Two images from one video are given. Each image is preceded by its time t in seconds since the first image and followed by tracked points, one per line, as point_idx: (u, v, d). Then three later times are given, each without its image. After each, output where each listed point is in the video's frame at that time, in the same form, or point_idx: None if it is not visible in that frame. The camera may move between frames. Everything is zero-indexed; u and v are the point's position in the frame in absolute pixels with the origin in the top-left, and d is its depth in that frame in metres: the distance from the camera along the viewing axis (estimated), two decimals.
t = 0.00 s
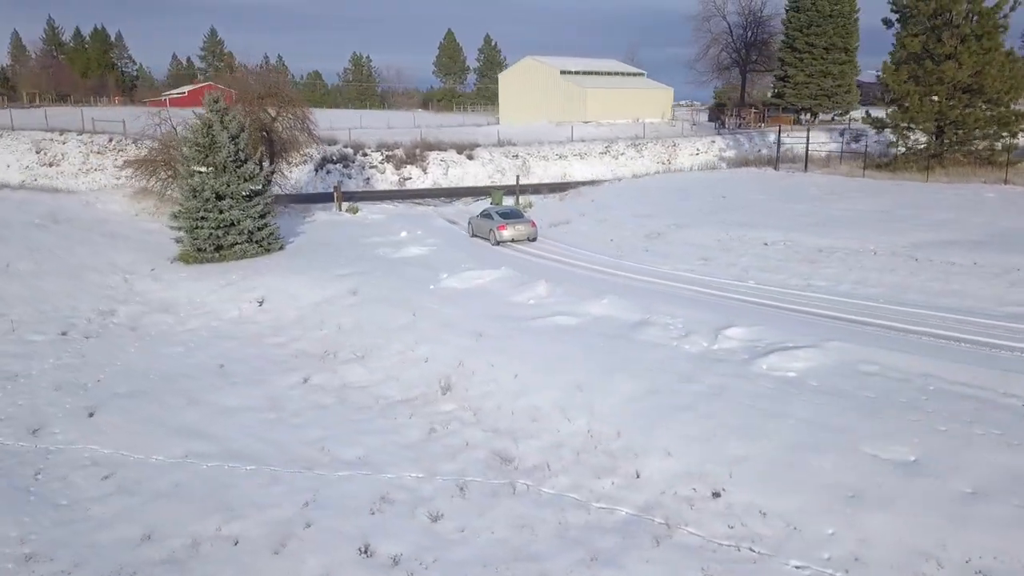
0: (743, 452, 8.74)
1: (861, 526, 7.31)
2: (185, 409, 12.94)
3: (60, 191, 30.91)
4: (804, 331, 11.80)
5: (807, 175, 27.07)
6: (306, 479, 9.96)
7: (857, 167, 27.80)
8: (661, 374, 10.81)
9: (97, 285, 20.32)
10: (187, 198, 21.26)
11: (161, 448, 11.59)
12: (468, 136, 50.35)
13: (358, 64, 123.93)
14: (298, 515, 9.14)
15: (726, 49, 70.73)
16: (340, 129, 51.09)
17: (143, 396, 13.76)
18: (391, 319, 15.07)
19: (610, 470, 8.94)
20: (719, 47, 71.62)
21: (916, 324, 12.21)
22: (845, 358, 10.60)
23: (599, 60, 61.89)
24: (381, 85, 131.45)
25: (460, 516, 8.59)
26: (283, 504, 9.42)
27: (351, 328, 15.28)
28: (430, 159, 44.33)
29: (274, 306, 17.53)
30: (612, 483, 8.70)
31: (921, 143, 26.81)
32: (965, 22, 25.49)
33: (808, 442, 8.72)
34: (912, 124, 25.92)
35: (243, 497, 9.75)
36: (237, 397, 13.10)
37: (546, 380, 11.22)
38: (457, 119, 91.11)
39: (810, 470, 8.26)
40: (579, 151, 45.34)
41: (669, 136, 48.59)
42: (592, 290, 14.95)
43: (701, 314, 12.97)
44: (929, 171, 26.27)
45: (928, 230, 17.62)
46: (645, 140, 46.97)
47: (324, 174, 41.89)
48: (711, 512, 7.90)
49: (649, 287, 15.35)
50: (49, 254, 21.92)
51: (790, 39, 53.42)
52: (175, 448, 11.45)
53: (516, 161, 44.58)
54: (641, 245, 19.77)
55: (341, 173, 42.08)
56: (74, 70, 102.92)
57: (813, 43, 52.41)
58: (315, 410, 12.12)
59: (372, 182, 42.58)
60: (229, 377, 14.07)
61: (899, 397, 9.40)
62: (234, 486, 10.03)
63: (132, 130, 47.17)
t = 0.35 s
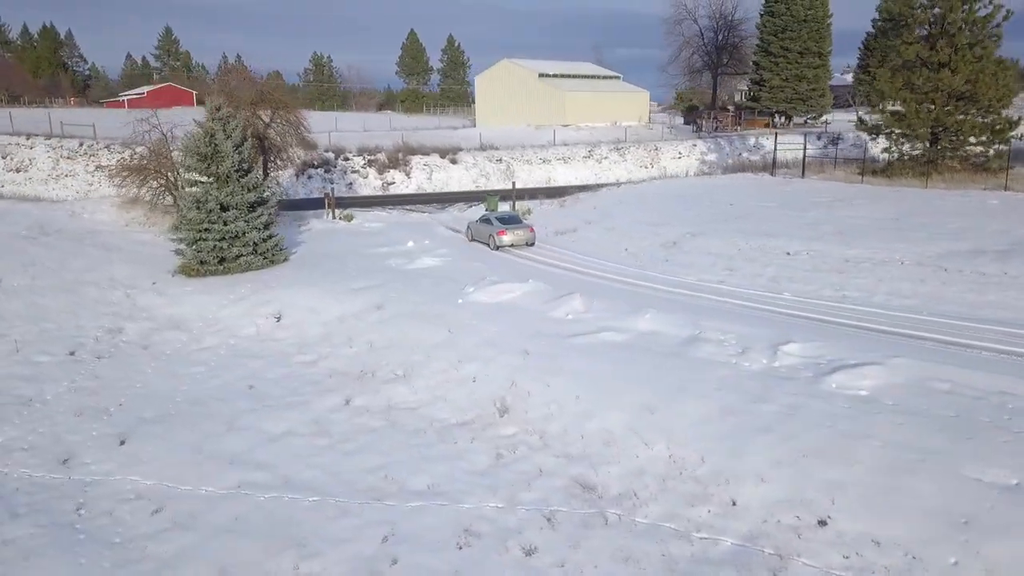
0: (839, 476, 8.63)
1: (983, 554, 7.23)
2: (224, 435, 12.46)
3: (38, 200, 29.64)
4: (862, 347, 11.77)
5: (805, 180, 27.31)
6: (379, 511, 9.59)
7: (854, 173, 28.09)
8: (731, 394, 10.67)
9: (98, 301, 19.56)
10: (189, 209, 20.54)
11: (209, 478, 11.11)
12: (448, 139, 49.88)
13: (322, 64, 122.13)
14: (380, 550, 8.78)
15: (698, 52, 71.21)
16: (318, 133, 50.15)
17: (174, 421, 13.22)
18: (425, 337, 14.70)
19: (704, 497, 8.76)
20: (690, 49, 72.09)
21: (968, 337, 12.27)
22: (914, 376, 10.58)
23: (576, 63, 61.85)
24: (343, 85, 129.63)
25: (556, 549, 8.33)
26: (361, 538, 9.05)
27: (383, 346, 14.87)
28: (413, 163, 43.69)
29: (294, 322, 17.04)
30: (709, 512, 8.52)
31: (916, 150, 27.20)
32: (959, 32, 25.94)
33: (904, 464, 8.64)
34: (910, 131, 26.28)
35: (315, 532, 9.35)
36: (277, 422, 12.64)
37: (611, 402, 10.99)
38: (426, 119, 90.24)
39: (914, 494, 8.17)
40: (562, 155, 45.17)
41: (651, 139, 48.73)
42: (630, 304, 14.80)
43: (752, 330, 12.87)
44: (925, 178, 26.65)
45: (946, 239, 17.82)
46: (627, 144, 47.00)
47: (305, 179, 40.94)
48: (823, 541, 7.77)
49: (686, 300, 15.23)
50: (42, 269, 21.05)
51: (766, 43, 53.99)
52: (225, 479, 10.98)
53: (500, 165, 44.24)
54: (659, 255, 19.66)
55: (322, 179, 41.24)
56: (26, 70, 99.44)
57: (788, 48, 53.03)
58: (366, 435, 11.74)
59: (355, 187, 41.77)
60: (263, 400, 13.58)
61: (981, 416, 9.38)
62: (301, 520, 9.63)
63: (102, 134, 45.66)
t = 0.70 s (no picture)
0: (929, 495, 8.65)
1: None
2: (267, 459, 12.04)
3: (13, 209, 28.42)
4: (913, 360, 11.89)
5: (798, 186, 27.68)
6: (456, 540, 9.34)
7: (844, 178, 28.62)
8: (797, 412, 10.66)
9: (99, 317, 18.82)
10: (191, 221, 19.91)
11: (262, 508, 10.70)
12: (424, 143, 49.38)
13: (279, 63, 119.88)
14: None
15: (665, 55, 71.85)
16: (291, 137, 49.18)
17: (209, 447, 12.74)
18: (459, 353, 14.45)
19: (795, 519, 8.71)
20: (658, 52, 72.70)
21: (1009, 347, 12.49)
22: (974, 389, 10.72)
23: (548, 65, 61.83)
24: (301, 86, 127.60)
25: None
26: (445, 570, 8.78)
27: (415, 363, 14.56)
28: (392, 167, 42.92)
29: (313, 338, 16.61)
30: (803, 534, 8.47)
31: (905, 156, 27.79)
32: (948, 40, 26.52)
33: (991, 481, 8.73)
34: (901, 138, 26.82)
35: (392, 564, 9.04)
36: (321, 445, 12.27)
37: (673, 420, 10.91)
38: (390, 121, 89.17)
39: (1009, 512, 8.23)
40: (542, 159, 45.08)
41: (628, 143, 48.92)
42: (664, 316, 14.77)
43: (797, 343, 12.91)
44: (913, 183, 27.24)
45: (957, 247, 18.16)
46: (606, 147, 47.10)
47: (283, 186, 39.46)
48: (930, 564, 7.77)
49: (718, 312, 15.22)
50: (34, 284, 20.18)
51: (736, 48, 54.69)
52: (281, 509, 10.60)
53: (480, 170, 43.94)
54: (673, 264, 19.69)
55: (300, 184, 39.98)
56: None
57: (759, 52, 53.79)
58: (420, 458, 11.45)
59: (335, 192, 40.80)
60: (299, 422, 13.18)
61: None
62: (376, 550, 9.31)
63: (67, 140, 44.00)
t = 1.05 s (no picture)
0: (1013, 510, 8.80)
1: None
2: (318, 483, 11.72)
3: None
4: (959, 371, 12.10)
5: (791, 191, 28.04)
6: (541, 565, 9.18)
7: (836, 183, 29.11)
8: (860, 426, 10.75)
9: (104, 333, 18.14)
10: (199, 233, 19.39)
11: (326, 535, 10.39)
12: (401, 146, 48.80)
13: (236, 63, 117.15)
14: None
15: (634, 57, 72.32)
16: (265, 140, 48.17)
17: (251, 469, 12.35)
18: (496, 367, 14.27)
19: (885, 536, 8.77)
20: (627, 54, 73.13)
21: None
22: None
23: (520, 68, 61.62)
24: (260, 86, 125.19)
25: None
26: None
27: (451, 378, 14.34)
28: (373, 171, 42.36)
29: (337, 353, 16.24)
30: (896, 552, 8.53)
31: (894, 161, 28.33)
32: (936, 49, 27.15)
33: None
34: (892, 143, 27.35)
35: None
36: (372, 467, 11.98)
37: (737, 436, 10.92)
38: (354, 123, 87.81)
39: None
40: (523, 163, 44.97)
41: (607, 146, 49.09)
42: (699, 326, 14.78)
43: (841, 354, 13.04)
44: (904, 188, 27.78)
45: (967, 253, 18.58)
46: (585, 151, 47.18)
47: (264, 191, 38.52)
48: None
49: (750, 322, 15.30)
50: (30, 299, 19.37)
51: (709, 51, 55.29)
52: (345, 535, 10.32)
53: (462, 174, 43.65)
54: (687, 271, 19.71)
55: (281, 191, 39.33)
56: None
57: (731, 56, 54.44)
58: (480, 479, 11.26)
59: (316, 198, 40.15)
60: (342, 443, 12.87)
61: None
62: (459, 575, 9.11)
63: (32, 144, 42.44)
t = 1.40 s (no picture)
0: None
1: None
2: (374, 506, 11.51)
3: None
4: (1000, 382, 12.42)
5: (783, 197, 28.48)
6: None
7: (826, 190, 29.65)
8: (918, 438, 10.96)
9: (113, 352, 17.58)
10: (207, 247, 18.87)
11: (395, 561, 10.20)
12: (379, 151, 48.25)
13: (191, 63, 114.41)
14: None
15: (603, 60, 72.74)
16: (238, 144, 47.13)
17: (300, 494, 12.07)
18: (535, 382, 14.18)
19: (968, 551, 8.95)
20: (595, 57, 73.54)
21: None
22: None
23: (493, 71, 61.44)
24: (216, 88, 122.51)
25: None
26: None
27: (490, 395, 14.20)
28: (353, 177, 41.76)
29: (365, 369, 16.00)
30: (982, 567, 8.70)
31: (882, 167, 28.97)
32: (923, 59, 27.97)
33: None
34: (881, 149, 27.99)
35: None
36: (427, 490, 11.81)
37: (800, 452, 11.03)
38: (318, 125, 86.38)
39: None
40: (504, 167, 44.88)
41: (585, 151, 49.25)
42: (732, 339, 14.93)
43: (881, 366, 13.29)
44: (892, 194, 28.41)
45: (972, 260, 19.09)
46: (564, 155, 47.25)
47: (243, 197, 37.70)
48: None
49: (781, 332, 15.48)
50: (29, 316, 18.65)
51: (682, 56, 55.97)
52: (416, 561, 10.13)
53: (443, 179, 43.35)
54: (701, 280, 19.87)
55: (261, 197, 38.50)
56: None
57: (704, 61, 55.21)
58: (543, 500, 11.18)
59: (296, 204, 39.42)
60: (389, 466, 12.64)
61: None
62: None
63: None
